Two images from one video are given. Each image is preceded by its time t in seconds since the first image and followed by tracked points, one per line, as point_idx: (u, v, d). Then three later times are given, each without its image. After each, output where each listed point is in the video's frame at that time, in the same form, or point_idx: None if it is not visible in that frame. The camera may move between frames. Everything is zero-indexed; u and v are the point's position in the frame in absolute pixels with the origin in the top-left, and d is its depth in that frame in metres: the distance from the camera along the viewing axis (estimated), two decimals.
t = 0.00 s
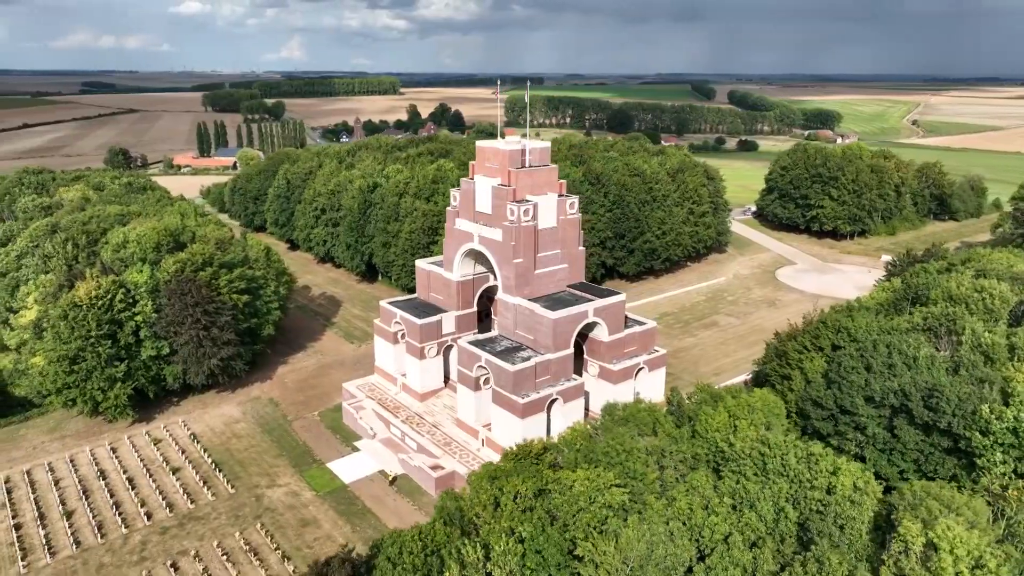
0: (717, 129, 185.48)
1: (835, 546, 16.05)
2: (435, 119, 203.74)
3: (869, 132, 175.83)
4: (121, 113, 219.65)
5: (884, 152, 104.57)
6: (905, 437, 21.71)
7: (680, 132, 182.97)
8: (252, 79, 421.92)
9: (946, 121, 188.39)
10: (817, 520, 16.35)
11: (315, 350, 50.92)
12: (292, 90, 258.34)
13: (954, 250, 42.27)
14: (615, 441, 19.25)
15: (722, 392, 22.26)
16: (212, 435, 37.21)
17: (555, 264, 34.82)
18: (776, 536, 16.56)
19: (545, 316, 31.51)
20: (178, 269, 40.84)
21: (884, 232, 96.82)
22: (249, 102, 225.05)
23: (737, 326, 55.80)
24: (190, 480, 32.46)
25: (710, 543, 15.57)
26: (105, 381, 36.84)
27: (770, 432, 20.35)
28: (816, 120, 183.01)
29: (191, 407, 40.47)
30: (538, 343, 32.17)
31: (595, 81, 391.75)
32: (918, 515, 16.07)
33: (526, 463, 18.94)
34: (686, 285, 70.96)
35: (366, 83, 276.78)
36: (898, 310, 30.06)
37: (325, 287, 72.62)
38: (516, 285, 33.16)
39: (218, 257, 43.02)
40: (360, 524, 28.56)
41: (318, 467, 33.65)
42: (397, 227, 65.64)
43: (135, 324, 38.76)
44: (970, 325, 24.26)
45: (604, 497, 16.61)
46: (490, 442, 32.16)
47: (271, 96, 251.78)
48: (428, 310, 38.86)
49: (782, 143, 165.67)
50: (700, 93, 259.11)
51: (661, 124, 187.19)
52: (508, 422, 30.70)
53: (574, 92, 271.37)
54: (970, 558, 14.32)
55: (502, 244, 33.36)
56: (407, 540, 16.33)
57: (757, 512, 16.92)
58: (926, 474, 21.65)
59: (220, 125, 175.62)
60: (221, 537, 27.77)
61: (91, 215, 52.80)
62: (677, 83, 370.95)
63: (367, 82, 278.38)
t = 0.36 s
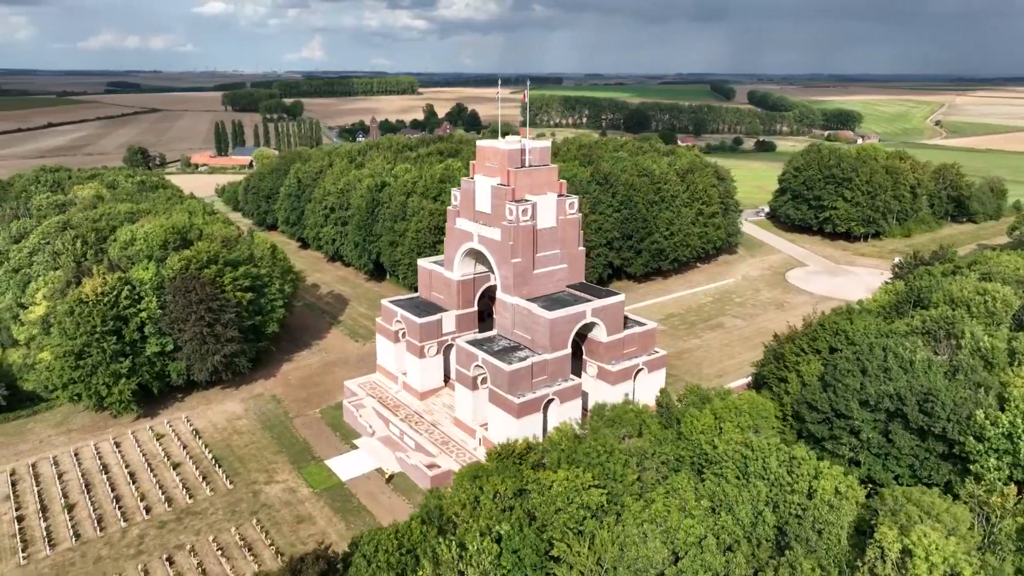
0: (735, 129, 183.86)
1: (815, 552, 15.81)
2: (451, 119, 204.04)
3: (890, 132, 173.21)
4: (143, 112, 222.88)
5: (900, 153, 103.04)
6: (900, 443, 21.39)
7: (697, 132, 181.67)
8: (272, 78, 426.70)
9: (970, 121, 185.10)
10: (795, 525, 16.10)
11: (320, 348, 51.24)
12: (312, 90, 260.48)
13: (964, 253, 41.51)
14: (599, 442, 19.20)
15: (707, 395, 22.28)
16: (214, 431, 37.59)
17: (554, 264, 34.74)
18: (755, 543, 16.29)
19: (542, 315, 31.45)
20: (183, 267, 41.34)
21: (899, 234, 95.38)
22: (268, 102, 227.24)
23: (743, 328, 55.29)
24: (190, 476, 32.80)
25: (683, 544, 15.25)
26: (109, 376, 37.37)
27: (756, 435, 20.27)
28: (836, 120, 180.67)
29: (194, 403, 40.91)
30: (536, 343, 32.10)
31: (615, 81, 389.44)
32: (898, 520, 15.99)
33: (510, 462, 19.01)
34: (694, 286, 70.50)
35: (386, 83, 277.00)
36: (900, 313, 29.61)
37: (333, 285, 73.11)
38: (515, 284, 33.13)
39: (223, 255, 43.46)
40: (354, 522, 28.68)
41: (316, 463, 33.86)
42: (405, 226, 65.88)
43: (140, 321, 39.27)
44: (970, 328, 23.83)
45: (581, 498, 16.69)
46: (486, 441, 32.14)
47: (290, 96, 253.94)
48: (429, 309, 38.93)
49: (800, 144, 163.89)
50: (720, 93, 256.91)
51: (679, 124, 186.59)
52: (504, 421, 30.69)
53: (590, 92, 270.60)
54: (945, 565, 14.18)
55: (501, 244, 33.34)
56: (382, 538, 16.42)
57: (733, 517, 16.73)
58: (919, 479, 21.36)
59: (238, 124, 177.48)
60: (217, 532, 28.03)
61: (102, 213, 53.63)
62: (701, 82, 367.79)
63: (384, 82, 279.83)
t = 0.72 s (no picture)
0: (753, 129, 182.02)
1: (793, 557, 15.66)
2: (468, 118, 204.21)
3: (912, 133, 170.38)
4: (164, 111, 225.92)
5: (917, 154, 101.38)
6: (895, 447, 21.05)
7: (714, 133, 180.17)
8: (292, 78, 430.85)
9: (995, 121, 181.58)
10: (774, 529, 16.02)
11: (325, 346, 51.55)
12: (331, 89, 262.39)
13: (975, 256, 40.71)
14: (584, 443, 19.17)
15: (691, 397, 22.32)
16: (216, 427, 37.96)
17: (554, 264, 34.62)
18: (731, 545, 16.24)
19: (539, 315, 31.36)
20: (188, 264, 41.79)
21: (915, 236, 93.89)
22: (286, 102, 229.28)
23: (750, 329, 54.75)
24: (190, 471, 33.15)
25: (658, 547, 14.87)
26: (115, 371, 37.87)
27: (743, 438, 20.15)
28: (856, 120, 178.24)
29: (198, 399, 41.34)
30: (534, 344, 31.97)
31: (634, 80, 387.60)
32: (878, 525, 15.90)
33: (493, 462, 18.99)
34: (703, 287, 69.98)
35: (404, 83, 277.16)
36: (902, 316, 29.16)
37: (341, 284, 73.55)
38: (513, 283, 33.04)
39: (228, 253, 43.93)
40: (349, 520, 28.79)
41: (315, 461, 34.05)
42: (412, 225, 66.09)
43: (145, 317, 39.77)
44: (969, 332, 23.48)
45: (557, 498, 16.65)
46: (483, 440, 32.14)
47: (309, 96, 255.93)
48: (430, 308, 38.99)
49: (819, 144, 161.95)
50: (740, 93, 254.54)
51: (697, 124, 185.56)
52: (500, 421, 30.67)
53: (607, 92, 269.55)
54: (920, 571, 14.02)
55: (500, 243, 33.29)
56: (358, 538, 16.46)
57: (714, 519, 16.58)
58: (915, 485, 20.98)
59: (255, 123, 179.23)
60: (214, 527, 28.29)
61: (113, 211, 54.42)
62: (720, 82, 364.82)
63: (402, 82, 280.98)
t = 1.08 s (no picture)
0: (772, 129, 180.07)
1: (771, 564, 15.52)
2: (485, 118, 203.90)
3: (935, 133, 167.38)
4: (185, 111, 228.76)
5: (934, 154, 99.68)
6: (889, 452, 20.74)
7: (732, 133, 178.49)
8: (313, 78, 434.44)
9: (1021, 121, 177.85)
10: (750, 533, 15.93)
11: (330, 344, 51.86)
12: (350, 89, 263.92)
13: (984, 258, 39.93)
14: (568, 443, 19.17)
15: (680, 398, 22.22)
16: (219, 423, 38.33)
17: (553, 264, 34.53)
18: (706, 547, 15.93)
19: (536, 315, 31.31)
20: (194, 262, 42.28)
21: (930, 238, 92.33)
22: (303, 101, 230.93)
23: (756, 331, 54.20)
24: (191, 466, 33.48)
25: (634, 547, 15.43)
26: (120, 367, 38.39)
27: (730, 439, 20.00)
28: (877, 120, 175.69)
29: (202, 395, 41.77)
30: (531, 344, 31.90)
31: (653, 81, 385.44)
32: (857, 531, 15.79)
33: (476, 462, 18.97)
34: (711, 289, 69.38)
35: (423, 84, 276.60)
36: (903, 319, 28.76)
37: (350, 282, 73.98)
38: (511, 283, 32.99)
39: (233, 251, 44.34)
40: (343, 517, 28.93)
41: (313, 458, 34.24)
42: (419, 224, 66.29)
43: (150, 314, 40.27)
44: (968, 336, 23.13)
45: (535, 499, 16.62)
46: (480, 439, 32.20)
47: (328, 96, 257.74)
48: (431, 307, 39.03)
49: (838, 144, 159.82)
50: (760, 93, 251.84)
51: (715, 125, 184.08)
52: (496, 420, 30.69)
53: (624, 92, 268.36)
54: None
55: (499, 242, 33.27)
56: (336, 536, 16.57)
57: (689, 522, 16.46)
58: (909, 491, 20.65)
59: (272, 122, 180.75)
60: (211, 522, 28.55)
61: (124, 209, 55.20)
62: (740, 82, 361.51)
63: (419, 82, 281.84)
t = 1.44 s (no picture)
0: (791, 129, 178.14)
1: (745, 568, 15.45)
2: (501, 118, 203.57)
3: (959, 134, 164.25)
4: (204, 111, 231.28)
5: (952, 155, 97.97)
6: (882, 457, 20.42)
7: (750, 133, 176.84)
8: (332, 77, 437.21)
9: None
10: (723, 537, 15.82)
11: (335, 342, 52.16)
12: (369, 89, 265.43)
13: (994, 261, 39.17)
14: (551, 445, 19.13)
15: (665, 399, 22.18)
16: (221, 420, 38.70)
17: (552, 264, 34.47)
18: (679, 550, 15.90)
19: (533, 315, 31.27)
20: (199, 259, 42.75)
21: (946, 240, 90.77)
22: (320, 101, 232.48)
23: (763, 333, 53.70)
24: (192, 462, 33.85)
25: (605, 549, 15.58)
26: (125, 363, 38.94)
27: (716, 442, 19.87)
28: (898, 120, 173.01)
29: (206, 392, 42.20)
30: (528, 344, 31.83)
31: (672, 81, 383.15)
32: (830, 538, 15.82)
33: (459, 461, 19.01)
34: (719, 290, 68.82)
35: (441, 84, 276.68)
36: (904, 322, 28.29)
37: (358, 281, 74.41)
38: (510, 283, 32.96)
39: (238, 249, 44.81)
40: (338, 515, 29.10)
41: (312, 455, 34.44)
42: (426, 224, 66.50)
43: (155, 311, 40.79)
44: (966, 340, 22.77)
45: (513, 499, 16.69)
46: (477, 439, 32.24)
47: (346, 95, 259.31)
48: (432, 306, 39.10)
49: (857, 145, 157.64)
50: (781, 94, 249.11)
51: (733, 125, 182.60)
52: (491, 420, 30.70)
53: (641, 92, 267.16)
54: None
55: (497, 242, 33.25)
56: (313, 533, 16.75)
57: (659, 525, 16.52)
58: (901, 496, 20.33)
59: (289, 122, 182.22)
60: (208, 517, 28.84)
61: (134, 207, 55.97)
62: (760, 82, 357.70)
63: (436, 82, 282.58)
